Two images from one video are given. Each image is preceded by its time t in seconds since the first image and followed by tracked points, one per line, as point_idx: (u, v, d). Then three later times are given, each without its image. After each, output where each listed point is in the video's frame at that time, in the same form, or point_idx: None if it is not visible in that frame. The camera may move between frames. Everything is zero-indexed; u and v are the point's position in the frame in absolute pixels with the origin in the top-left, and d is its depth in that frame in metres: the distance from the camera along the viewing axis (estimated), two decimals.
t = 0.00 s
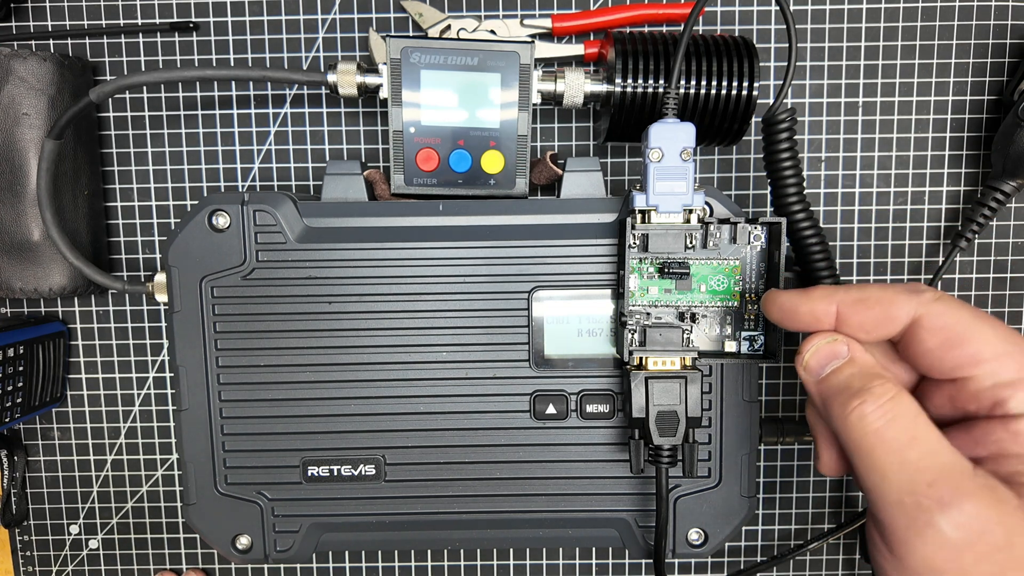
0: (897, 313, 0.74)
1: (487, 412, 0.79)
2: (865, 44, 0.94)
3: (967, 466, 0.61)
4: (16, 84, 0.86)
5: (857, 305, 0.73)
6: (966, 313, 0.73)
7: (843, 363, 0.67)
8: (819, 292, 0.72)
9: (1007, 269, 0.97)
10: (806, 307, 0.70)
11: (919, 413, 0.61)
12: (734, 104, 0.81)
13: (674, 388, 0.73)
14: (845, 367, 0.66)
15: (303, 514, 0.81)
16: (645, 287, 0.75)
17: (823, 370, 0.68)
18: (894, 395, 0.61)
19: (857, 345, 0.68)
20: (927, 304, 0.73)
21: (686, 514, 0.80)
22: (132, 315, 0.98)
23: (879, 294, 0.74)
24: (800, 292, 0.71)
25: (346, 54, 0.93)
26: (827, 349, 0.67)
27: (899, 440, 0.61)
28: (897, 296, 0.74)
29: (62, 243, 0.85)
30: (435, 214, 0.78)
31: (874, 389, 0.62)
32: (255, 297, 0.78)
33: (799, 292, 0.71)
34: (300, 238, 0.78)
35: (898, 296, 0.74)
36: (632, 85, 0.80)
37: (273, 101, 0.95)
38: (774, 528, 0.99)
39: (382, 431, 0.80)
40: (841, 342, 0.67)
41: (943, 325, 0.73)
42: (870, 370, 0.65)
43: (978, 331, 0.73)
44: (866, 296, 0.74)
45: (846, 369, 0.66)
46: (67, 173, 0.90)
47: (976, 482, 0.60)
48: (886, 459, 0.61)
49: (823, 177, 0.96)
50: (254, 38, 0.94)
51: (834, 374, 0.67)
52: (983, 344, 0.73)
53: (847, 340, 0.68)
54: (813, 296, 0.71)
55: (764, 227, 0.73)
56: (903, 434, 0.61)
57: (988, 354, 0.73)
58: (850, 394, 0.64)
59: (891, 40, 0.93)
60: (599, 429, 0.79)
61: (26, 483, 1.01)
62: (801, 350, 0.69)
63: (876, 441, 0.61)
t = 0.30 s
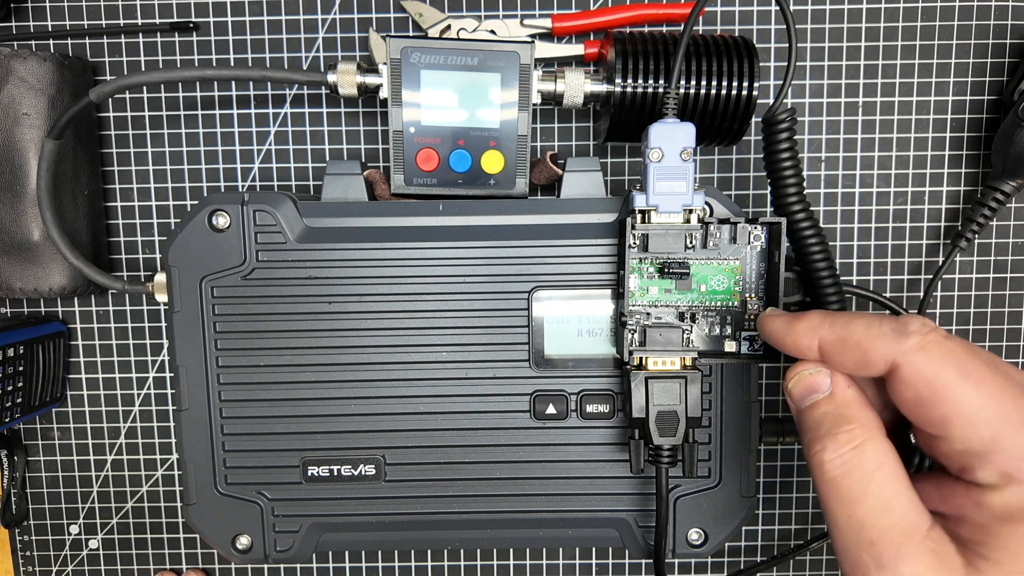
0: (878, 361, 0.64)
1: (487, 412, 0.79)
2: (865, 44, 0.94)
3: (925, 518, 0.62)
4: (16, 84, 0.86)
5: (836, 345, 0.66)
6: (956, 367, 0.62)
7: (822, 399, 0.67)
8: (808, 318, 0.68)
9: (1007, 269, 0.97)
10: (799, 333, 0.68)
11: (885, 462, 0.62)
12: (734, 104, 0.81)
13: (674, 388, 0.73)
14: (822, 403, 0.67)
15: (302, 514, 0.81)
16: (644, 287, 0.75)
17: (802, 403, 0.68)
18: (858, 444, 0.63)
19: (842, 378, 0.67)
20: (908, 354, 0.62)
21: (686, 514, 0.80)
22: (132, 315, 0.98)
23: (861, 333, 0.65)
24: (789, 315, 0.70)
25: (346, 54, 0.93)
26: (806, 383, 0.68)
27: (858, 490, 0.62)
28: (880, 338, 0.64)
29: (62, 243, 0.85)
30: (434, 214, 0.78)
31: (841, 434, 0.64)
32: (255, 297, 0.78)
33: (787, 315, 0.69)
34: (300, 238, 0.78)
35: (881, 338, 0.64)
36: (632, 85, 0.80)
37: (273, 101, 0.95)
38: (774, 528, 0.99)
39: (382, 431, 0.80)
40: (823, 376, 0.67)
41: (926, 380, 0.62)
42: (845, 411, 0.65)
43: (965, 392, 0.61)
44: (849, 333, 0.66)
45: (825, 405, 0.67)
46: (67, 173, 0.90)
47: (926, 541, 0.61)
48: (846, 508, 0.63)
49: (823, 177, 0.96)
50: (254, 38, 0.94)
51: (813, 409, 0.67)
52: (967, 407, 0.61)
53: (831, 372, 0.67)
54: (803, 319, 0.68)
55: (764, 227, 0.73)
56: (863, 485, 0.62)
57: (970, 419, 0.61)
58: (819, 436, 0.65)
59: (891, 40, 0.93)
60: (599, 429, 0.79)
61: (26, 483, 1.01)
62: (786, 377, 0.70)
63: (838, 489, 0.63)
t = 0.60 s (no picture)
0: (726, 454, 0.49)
1: (487, 412, 0.79)
2: (865, 44, 0.94)
3: None
4: (16, 84, 0.86)
5: (694, 412, 0.53)
6: (820, 483, 0.45)
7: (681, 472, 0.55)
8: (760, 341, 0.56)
9: (1007, 269, 0.97)
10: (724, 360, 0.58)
11: (728, 553, 0.51)
12: (734, 104, 0.81)
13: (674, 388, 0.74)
14: (680, 478, 0.55)
15: (303, 514, 0.81)
16: (645, 287, 0.75)
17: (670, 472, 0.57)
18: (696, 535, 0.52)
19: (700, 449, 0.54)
20: (749, 459, 0.47)
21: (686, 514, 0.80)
22: (132, 315, 0.98)
23: (713, 408, 0.51)
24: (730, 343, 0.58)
25: (345, 54, 0.93)
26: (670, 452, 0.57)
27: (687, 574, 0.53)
28: (727, 419, 0.49)
29: (62, 243, 0.85)
30: (434, 214, 0.78)
31: (687, 516, 0.53)
32: (255, 297, 0.78)
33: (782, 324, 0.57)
34: (300, 238, 0.78)
35: (728, 423, 0.49)
36: (632, 85, 0.79)
37: (273, 101, 0.95)
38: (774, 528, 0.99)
39: (382, 431, 0.80)
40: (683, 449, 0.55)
41: (769, 482, 0.47)
42: (693, 492, 0.53)
43: (824, 519, 0.45)
44: (707, 400, 0.52)
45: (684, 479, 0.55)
46: (67, 173, 0.90)
47: None
48: None
49: (823, 177, 0.96)
50: (254, 38, 0.94)
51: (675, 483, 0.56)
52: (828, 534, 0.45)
53: (691, 443, 0.55)
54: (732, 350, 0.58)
55: (764, 227, 0.73)
56: None
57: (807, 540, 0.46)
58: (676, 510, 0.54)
59: (892, 40, 0.93)
60: (599, 429, 0.79)
61: (26, 483, 1.01)
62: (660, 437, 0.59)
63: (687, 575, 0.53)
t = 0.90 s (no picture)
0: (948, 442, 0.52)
1: (487, 412, 0.79)
2: (865, 44, 0.94)
3: (873, 553, 0.57)
4: (16, 84, 0.86)
5: (902, 308, 0.55)
6: (1002, 413, 0.50)
7: (778, 433, 0.58)
8: (912, 241, 0.55)
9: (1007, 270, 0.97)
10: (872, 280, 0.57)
11: (839, 504, 0.56)
12: (734, 104, 0.81)
13: (674, 389, 0.73)
14: (781, 437, 0.58)
15: (303, 514, 0.81)
16: (645, 287, 0.75)
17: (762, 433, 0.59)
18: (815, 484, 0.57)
19: (805, 415, 0.57)
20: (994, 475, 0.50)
21: (686, 514, 0.80)
22: (132, 315, 0.98)
23: (926, 318, 0.53)
24: (881, 249, 0.55)
25: (346, 54, 0.93)
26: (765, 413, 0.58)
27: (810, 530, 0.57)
28: (938, 340, 0.53)
29: (62, 243, 0.85)
30: (434, 214, 0.78)
31: (797, 476, 0.57)
32: (255, 297, 0.78)
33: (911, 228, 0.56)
34: (300, 238, 0.78)
35: (941, 339, 0.53)
36: (632, 85, 0.79)
37: (273, 101, 0.95)
38: (774, 528, 0.99)
39: (382, 431, 0.80)
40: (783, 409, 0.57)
41: (939, 401, 0.52)
42: (802, 452, 0.57)
43: (1002, 444, 0.50)
44: (922, 298, 0.54)
45: (781, 440, 0.58)
46: (67, 173, 0.90)
47: None
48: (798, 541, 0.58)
49: (823, 177, 0.96)
50: (254, 38, 0.94)
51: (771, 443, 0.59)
52: (976, 474, 0.50)
53: (791, 408, 0.57)
54: (875, 269, 0.56)
55: (764, 227, 0.73)
56: (816, 527, 0.57)
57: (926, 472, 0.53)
58: (777, 473, 0.59)
59: (891, 41, 0.93)
60: (599, 429, 0.79)
61: (26, 483, 1.01)
62: (756, 399, 0.59)
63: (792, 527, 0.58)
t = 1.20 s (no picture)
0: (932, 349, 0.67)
1: (487, 412, 0.79)
2: (865, 44, 0.94)
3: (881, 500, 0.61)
4: (16, 84, 0.87)
5: (828, 319, 0.64)
6: (912, 432, 0.60)
7: (702, 474, 0.64)
8: (850, 252, 0.64)
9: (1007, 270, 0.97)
10: (805, 286, 0.65)
11: (764, 540, 0.62)
12: (734, 104, 0.81)
13: (674, 388, 0.73)
14: (702, 478, 0.64)
15: (303, 514, 0.81)
16: (645, 287, 0.75)
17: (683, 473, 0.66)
18: (743, 525, 0.63)
19: (721, 450, 0.63)
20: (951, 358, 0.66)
21: (686, 513, 0.80)
22: (132, 315, 0.98)
23: (849, 334, 0.62)
24: (825, 256, 0.64)
25: (346, 54, 0.93)
26: (687, 456, 0.64)
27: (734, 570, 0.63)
28: (858, 357, 0.62)
29: (62, 243, 0.85)
30: (434, 214, 0.78)
31: (725, 518, 0.63)
32: (255, 297, 0.78)
33: (852, 237, 0.64)
34: (300, 238, 0.78)
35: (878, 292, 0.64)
36: (632, 85, 0.80)
37: (273, 101, 0.95)
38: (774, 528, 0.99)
39: (382, 431, 0.80)
40: (702, 452, 0.63)
41: (853, 415, 0.62)
42: (725, 491, 0.63)
43: (906, 462, 0.60)
44: (849, 314, 0.63)
45: (706, 480, 0.64)
46: (67, 173, 0.90)
47: None
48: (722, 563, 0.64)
49: (823, 177, 0.96)
50: (254, 38, 0.94)
51: (693, 482, 0.65)
52: (888, 492, 0.60)
53: (709, 448, 0.63)
54: (813, 277, 0.65)
55: (764, 227, 0.73)
56: (747, 567, 0.63)
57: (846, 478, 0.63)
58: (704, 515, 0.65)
59: (892, 41, 0.93)
60: (599, 429, 0.79)
61: (26, 483, 1.01)
62: (673, 439, 0.66)
63: (726, 567, 0.64)
